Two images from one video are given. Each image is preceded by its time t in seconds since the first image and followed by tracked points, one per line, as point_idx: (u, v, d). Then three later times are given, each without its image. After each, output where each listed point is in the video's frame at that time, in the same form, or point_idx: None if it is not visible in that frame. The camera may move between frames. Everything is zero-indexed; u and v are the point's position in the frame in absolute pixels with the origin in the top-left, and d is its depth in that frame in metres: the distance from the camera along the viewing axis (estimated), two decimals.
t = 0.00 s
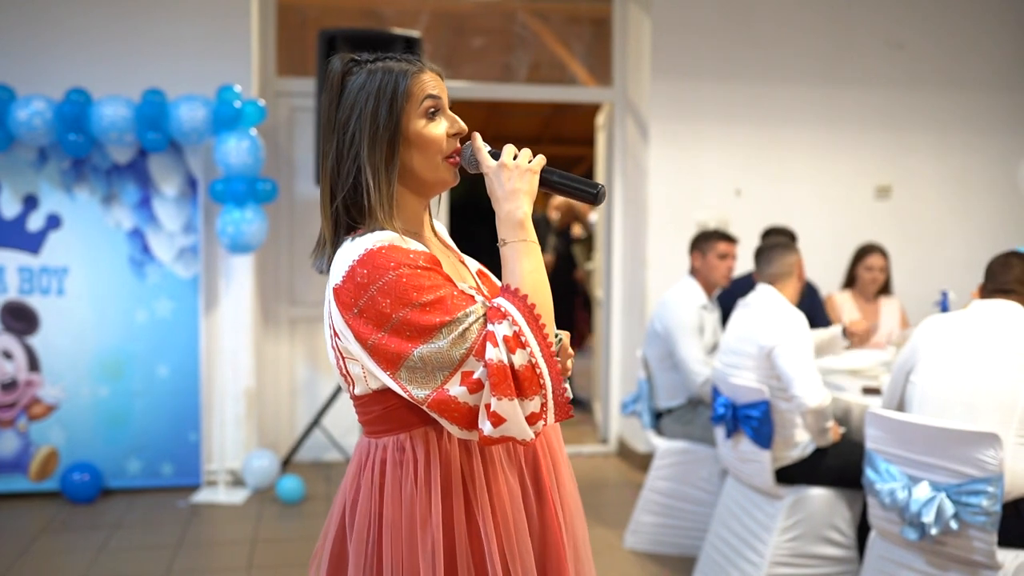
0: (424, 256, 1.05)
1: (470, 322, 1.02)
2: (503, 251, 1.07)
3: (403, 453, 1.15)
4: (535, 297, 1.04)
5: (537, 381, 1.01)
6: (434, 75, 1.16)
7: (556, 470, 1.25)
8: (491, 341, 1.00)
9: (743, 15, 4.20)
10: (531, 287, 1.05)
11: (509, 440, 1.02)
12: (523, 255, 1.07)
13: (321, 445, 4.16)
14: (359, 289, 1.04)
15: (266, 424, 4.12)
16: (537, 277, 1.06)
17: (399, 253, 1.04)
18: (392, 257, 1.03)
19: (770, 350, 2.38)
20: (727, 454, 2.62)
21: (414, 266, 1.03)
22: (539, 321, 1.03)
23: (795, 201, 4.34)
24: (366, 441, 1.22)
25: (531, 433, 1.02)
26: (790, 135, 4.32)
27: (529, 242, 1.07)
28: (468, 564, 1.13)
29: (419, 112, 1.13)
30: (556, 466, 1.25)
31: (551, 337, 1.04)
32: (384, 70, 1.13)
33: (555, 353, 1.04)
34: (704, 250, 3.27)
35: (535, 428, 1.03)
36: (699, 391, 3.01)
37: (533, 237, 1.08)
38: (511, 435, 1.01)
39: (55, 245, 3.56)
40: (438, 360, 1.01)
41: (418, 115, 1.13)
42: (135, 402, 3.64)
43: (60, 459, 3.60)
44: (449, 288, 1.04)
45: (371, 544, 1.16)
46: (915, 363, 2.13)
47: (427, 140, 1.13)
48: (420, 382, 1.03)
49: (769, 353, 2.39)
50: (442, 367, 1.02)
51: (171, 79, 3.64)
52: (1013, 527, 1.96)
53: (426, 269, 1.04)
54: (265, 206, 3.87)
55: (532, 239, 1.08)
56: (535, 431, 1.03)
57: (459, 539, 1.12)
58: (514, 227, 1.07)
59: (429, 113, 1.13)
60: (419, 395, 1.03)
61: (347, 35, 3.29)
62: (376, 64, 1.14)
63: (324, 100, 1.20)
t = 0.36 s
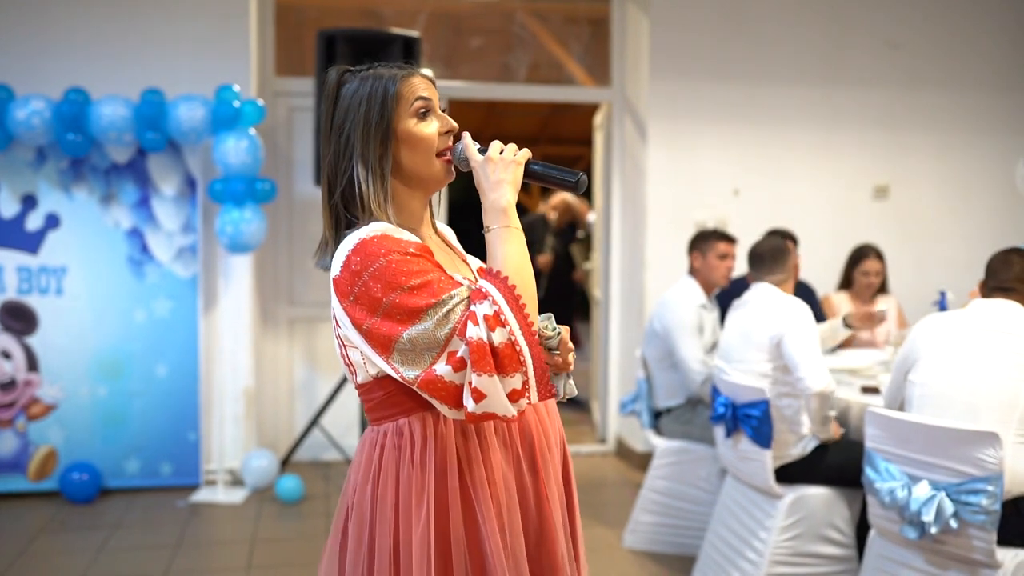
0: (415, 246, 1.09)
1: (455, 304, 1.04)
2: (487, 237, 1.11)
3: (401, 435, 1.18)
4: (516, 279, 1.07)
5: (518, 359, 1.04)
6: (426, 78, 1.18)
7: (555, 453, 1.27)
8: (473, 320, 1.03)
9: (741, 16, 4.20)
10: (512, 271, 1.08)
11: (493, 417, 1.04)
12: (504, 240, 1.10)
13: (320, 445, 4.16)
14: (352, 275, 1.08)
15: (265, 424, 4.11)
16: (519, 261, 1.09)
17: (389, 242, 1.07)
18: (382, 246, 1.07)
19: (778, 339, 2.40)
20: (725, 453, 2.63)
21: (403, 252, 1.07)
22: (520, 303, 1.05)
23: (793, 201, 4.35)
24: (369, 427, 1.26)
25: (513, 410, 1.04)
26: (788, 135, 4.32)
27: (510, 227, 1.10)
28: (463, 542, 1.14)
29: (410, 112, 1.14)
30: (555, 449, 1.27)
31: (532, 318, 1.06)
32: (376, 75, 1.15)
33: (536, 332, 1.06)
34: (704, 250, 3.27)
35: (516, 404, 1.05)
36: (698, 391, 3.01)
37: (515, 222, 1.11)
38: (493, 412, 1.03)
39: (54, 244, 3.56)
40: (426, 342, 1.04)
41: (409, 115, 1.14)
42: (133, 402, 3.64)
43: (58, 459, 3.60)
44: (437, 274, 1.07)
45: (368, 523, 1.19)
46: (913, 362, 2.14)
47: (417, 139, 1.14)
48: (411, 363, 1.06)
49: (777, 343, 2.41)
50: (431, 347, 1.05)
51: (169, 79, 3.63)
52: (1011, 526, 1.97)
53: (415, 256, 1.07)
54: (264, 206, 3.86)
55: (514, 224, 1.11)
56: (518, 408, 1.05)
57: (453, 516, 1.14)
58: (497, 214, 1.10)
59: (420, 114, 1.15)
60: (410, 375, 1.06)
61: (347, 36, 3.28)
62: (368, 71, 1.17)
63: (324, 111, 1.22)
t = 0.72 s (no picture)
0: (418, 238, 1.11)
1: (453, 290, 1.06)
2: (490, 225, 1.12)
3: (401, 427, 1.20)
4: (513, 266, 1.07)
5: (512, 344, 1.04)
6: (443, 79, 1.21)
7: (558, 446, 1.27)
8: (468, 305, 1.04)
9: (743, 15, 4.20)
10: (512, 259, 1.08)
11: (488, 403, 1.05)
12: (506, 229, 1.10)
13: (322, 445, 4.16)
14: (358, 265, 1.10)
15: (268, 423, 4.12)
16: (519, 251, 1.09)
17: (392, 232, 1.10)
18: (385, 236, 1.09)
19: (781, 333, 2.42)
20: (729, 453, 2.63)
21: (405, 242, 1.09)
22: (516, 290, 1.05)
23: (795, 200, 4.35)
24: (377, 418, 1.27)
25: (506, 395, 1.05)
26: (790, 134, 4.32)
27: (512, 217, 1.11)
28: (456, 534, 1.16)
29: (426, 108, 1.17)
30: (558, 441, 1.27)
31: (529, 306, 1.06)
32: (395, 75, 1.19)
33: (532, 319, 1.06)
34: (711, 250, 3.24)
35: (509, 391, 1.05)
36: (701, 389, 3.04)
37: (518, 213, 1.12)
38: (485, 396, 1.04)
39: (57, 244, 3.56)
40: (425, 327, 1.05)
41: (425, 111, 1.16)
42: (136, 402, 3.64)
43: (61, 459, 3.60)
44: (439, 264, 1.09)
45: (367, 512, 1.21)
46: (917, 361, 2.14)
47: (432, 135, 1.16)
48: (412, 348, 1.07)
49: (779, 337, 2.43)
50: (431, 333, 1.06)
51: (172, 78, 3.64)
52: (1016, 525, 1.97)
53: (417, 246, 1.09)
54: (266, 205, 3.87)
55: (516, 215, 1.12)
56: (513, 395, 1.06)
57: (447, 509, 1.15)
58: (500, 204, 1.11)
59: (436, 111, 1.17)
60: (410, 360, 1.07)
61: (350, 34, 3.28)
62: (388, 72, 1.20)
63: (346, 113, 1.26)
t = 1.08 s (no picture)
0: (412, 233, 1.12)
1: (440, 285, 1.07)
2: (481, 219, 1.12)
3: (392, 425, 1.21)
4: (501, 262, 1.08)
5: (495, 339, 1.06)
6: (447, 78, 1.23)
7: (553, 447, 1.26)
8: (452, 299, 1.05)
9: (745, 15, 4.20)
10: (500, 258, 1.08)
11: (471, 398, 1.07)
12: (496, 223, 1.10)
13: (325, 444, 4.17)
14: (354, 258, 1.12)
15: (270, 423, 4.12)
16: (510, 245, 1.10)
17: (386, 228, 1.11)
18: (380, 232, 1.11)
19: (787, 333, 2.42)
20: (734, 453, 2.62)
21: (398, 237, 1.11)
22: (503, 285, 1.07)
23: (798, 199, 4.34)
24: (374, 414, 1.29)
25: (489, 390, 1.07)
26: (792, 133, 4.32)
27: (503, 212, 1.11)
28: (440, 534, 1.16)
29: (427, 111, 1.19)
30: (554, 442, 1.26)
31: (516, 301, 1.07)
32: (399, 74, 1.21)
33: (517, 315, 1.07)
34: (719, 251, 3.21)
35: (493, 385, 1.08)
36: (704, 390, 3.03)
37: (509, 209, 1.12)
38: (468, 390, 1.06)
39: (60, 243, 3.56)
40: (413, 322, 1.07)
41: (426, 113, 1.19)
42: (139, 401, 3.64)
43: (64, 458, 3.60)
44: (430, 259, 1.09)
45: (358, 506, 1.22)
46: (921, 360, 2.13)
47: (433, 136, 1.18)
48: (403, 342, 1.09)
49: (785, 336, 2.43)
50: (421, 326, 1.07)
51: (175, 79, 3.64)
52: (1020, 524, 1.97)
53: (410, 241, 1.11)
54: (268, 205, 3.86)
55: (507, 210, 1.12)
56: (496, 388, 1.08)
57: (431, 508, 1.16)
58: (492, 199, 1.12)
59: (438, 113, 1.19)
60: (400, 354, 1.09)
61: (352, 34, 3.27)
62: (391, 71, 1.23)
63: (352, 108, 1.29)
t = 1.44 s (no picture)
0: (388, 237, 1.09)
1: (413, 290, 1.04)
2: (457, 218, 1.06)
3: (376, 433, 1.18)
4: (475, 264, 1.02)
5: (470, 343, 1.01)
6: (429, 76, 1.21)
7: (543, 450, 1.22)
8: (424, 304, 1.01)
9: (749, 14, 4.19)
10: (476, 262, 1.02)
11: (450, 406, 1.03)
12: (473, 222, 1.04)
13: (329, 444, 4.17)
14: (328, 265, 1.10)
15: (274, 422, 4.12)
16: (485, 245, 1.04)
17: (359, 233, 1.08)
18: (353, 238, 1.08)
19: (795, 335, 2.42)
20: (738, 452, 2.62)
21: (371, 242, 1.08)
22: (476, 285, 1.01)
23: (802, 199, 4.34)
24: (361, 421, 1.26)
25: (467, 397, 1.03)
26: (796, 133, 4.31)
27: (480, 210, 1.05)
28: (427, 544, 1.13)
29: (406, 105, 1.17)
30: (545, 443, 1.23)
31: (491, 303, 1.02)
32: (381, 71, 1.20)
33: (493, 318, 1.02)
34: (729, 251, 3.19)
35: (472, 392, 1.03)
36: (708, 389, 3.03)
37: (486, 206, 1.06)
38: (446, 399, 1.02)
39: (64, 243, 3.56)
40: (388, 329, 1.04)
41: (405, 107, 1.17)
42: (143, 401, 3.64)
43: (68, 458, 3.60)
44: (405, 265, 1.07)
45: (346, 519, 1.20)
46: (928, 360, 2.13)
47: (409, 132, 1.16)
48: (382, 349, 1.07)
49: (793, 338, 2.43)
50: (396, 334, 1.05)
51: (179, 78, 3.64)
52: None
53: (384, 246, 1.07)
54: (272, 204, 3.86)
55: (486, 208, 1.06)
56: (475, 395, 1.04)
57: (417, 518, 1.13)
58: (467, 196, 1.05)
59: (417, 108, 1.17)
60: (379, 361, 1.07)
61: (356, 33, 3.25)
62: (373, 69, 1.21)
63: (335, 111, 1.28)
